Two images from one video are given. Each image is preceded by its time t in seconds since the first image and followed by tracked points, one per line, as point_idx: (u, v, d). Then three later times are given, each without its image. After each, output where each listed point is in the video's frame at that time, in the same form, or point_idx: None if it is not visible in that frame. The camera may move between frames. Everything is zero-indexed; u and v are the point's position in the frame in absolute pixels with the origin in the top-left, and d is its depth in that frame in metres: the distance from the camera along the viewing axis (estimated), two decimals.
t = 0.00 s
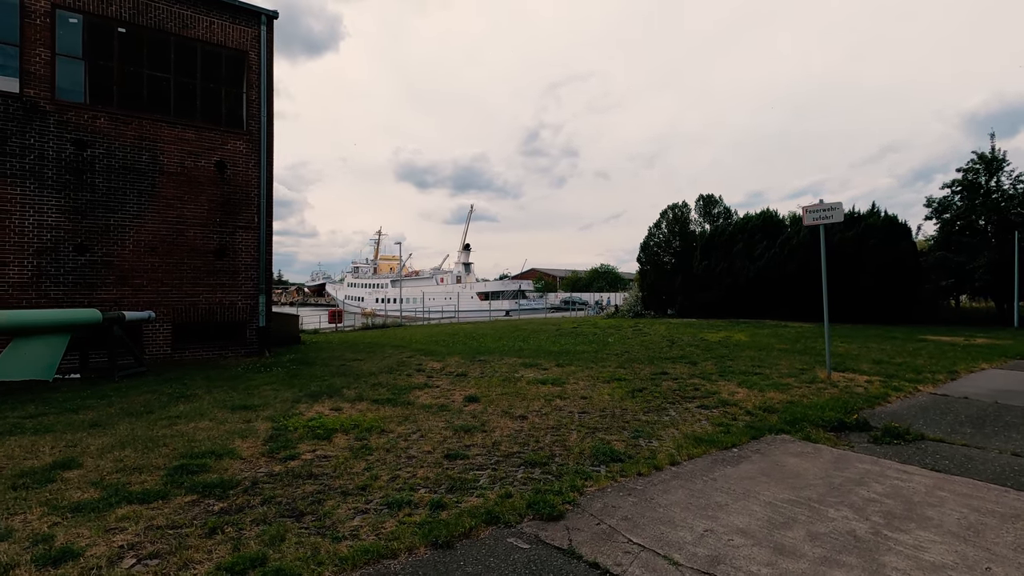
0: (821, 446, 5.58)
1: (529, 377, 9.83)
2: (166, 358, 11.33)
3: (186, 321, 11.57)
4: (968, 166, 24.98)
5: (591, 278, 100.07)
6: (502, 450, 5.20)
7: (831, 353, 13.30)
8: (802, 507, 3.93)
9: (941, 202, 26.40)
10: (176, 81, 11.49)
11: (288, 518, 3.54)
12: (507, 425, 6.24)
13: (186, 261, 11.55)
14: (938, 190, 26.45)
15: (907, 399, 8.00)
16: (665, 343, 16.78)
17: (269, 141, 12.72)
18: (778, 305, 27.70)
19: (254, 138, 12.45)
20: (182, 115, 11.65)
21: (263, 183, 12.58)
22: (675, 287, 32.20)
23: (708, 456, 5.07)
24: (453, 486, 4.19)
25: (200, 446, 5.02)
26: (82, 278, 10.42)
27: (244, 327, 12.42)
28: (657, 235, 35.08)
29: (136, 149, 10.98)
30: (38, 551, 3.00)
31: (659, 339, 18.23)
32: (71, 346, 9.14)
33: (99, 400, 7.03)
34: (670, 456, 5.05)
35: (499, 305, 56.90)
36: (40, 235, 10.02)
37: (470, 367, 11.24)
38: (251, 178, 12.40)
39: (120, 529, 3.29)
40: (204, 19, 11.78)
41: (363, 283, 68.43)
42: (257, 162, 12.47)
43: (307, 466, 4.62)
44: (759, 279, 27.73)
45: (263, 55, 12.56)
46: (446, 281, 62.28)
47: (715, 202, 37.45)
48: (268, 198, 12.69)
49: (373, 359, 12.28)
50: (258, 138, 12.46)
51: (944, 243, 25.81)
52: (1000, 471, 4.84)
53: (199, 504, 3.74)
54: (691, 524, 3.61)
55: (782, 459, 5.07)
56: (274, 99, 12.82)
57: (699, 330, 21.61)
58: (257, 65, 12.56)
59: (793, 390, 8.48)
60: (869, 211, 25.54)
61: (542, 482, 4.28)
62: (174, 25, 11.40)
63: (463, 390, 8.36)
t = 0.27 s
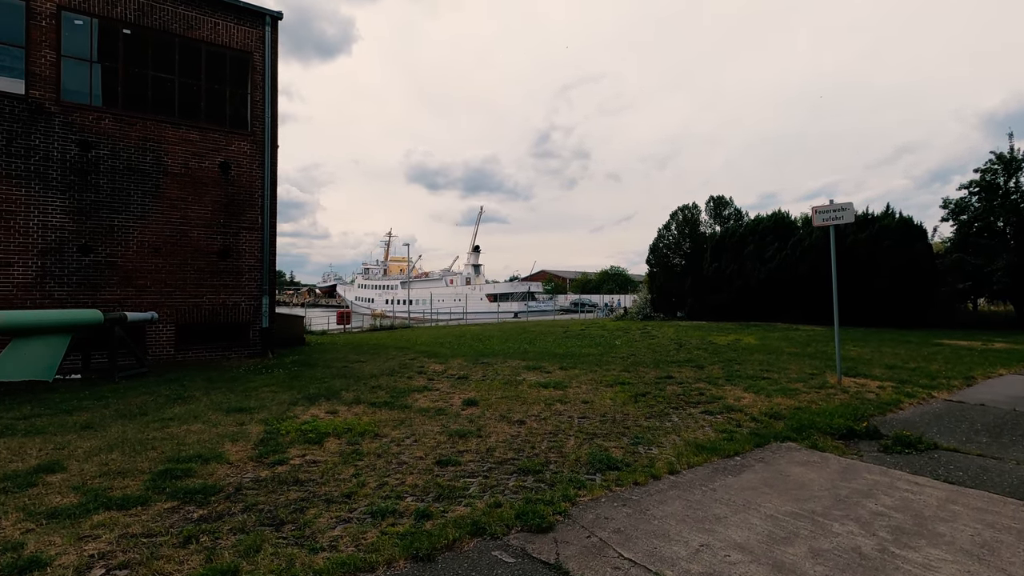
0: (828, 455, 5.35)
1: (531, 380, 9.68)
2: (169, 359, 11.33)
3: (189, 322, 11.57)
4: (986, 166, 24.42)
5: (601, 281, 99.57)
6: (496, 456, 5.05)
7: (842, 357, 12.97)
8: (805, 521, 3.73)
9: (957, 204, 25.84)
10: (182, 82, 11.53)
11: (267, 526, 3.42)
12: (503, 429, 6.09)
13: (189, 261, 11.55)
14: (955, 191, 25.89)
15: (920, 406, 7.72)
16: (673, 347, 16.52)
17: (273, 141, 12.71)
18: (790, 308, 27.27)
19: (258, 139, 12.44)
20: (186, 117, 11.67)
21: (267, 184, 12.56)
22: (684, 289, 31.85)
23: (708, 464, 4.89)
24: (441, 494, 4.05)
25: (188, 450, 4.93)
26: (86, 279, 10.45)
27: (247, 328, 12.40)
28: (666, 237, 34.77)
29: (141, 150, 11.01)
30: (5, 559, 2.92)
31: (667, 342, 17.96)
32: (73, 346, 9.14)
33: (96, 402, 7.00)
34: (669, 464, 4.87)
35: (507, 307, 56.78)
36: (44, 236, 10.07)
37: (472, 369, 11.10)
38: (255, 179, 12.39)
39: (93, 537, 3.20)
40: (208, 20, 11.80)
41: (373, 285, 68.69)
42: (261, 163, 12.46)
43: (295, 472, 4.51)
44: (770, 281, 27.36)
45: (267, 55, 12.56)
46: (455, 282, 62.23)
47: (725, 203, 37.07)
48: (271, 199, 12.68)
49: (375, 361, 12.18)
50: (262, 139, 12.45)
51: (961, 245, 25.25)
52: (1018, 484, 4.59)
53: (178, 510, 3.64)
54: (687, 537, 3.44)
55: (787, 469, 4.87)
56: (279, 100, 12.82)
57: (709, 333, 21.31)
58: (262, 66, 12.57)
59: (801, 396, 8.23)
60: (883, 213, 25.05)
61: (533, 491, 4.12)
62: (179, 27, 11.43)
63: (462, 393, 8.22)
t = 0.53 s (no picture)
0: (825, 463, 5.17)
1: (526, 383, 9.52)
2: (165, 359, 11.28)
3: (185, 321, 11.52)
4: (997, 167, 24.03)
5: (607, 282, 99.17)
6: (480, 461, 4.91)
7: (847, 361, 12.71)
8: (796, 533, 3.57)
9: (968, 206, 25.42)
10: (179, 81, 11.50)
11: (233, 535, 3.30)
12: (491, 433, 5.94)
13: (186, 261, 11.51)
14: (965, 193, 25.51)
15: (925, 412, 7.49)
16: (675, 349, 16.31)
17: (271, 141, 12.66)
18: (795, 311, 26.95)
19: (255, 138, 12.40)
20: (184, 116, 11.64)
21: (265, 184, 12.52)
22: (689, 291, 31.57)
23: (699, 472, 4.72)
24: (418, 501, 3.92)
25: (166, 453, 4.82)
26: (82, 278, 10.42)
27: (244, 328, 12.35)
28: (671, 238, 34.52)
29: (137, 149, 10.98)
30: None
31: (669, 345, 17.73)
32: (66, 345, 9.13)
33: (82, 402, 6.92)
34: (659, 471, 4.71)
35: (512, 308, 56.63)
36: (40, 235, 10.04)
37: (468, 371, 10.95)
38: (253, 179, 12.35)
39: (51, 544, 3.09)
40: (206, 19, 11.77)
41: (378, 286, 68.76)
42: (258, 162, 12.42)
43: (272, 476, 4.39)
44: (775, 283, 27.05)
45: (265, 54, 12.52)
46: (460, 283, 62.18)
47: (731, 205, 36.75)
48: (269, 199, 12.63)
49: (372, 362, 12.07)
50: (259, 138, 12.41)
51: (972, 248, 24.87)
52: None
53: (145, 516, 3.53)
54: (669, 550, 3.29)
55: (781, 477, 4.70)
56: (277, 99, 12.78)
57: (712, 336, 21.05)
58: (260, 65, 12.53)
59: (801, 401, 8.02)
60: (891, 214, 24.70)
61: (514, 498, 3.98)
62: (177, 25, 11.41)
63: (455, 396, 8.08)
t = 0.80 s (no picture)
0: (819, 470, 5.01)
1: (520, 386, 9.38)
2: (158, 361, 11.20)
3: (178, 323, 11.44)
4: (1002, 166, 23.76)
5: (610, 283, 98.91)
6: (462, 468, 4.77)
7: (848, 364, 12.51)
8: (783, 546, 3.43)
9: (973, 206, 25.10)
10: (172, 80, 11.44)
11: (196, 547, 3.18)
12: (477, 438, 5.81)
13: (178, 262, 11.44)
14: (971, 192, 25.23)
15: (925, 417, 7.31)
16: (674, 351, 16.13)
17: (265, 141, 12.60)
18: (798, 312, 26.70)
19: (249, 139, 12.34)
20: (177, 116, 11.57)
21: (259, 184, 12.44)
22: (690, 292, 31.35)
23: (687, 481, 4.57)
24: (393, 510, 3.79)
25: (141, 459, 4.71)
26: (74, 279, 10.36)
27: (238, 330, 12.27)
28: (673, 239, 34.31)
29: (130, 150, 10.92)
30: None
31: (668, 346, 17.56)
32: (55, 348, 9.07)
33: (67, 405, 6.83)
34: (645, 479, 4.56)
35: (514, 309, 56.49)
36: (31, 236, 9.98)
37: (463, 374, 10.83)
38: (247, 179, 12.28)
39: (6, 557, 2.98)
40: (200, 19, 11.72)
41: (381, 287, 68.79)
42: (252, 162, 12.35)
43: (248, 483, 4.28)
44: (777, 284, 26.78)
45: (260, 54, 12.47)
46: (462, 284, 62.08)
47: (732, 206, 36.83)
48: (263, 199, 12.55)
49: (366, 364, 11.95)
50: (253, 139, 12.35)
51: (977, 248, 24.59)
52: None
53: (108, 526, 3.43)
54: (650, 565, 3.15)
55: (773, 486, 4.55)
56: (272, 99, 12.71)
57: (713, 337, 20.86)
58: (254, 65, 12.48)
59: (799, 405, 7.85)
60: (895, 214, 24.44)
61: (493, 508, 3.85)
62: (170, 25, 11.36)
63: (445, 399, 7.96)
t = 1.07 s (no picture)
0: (814, 476, 4.85)
1: (514, 388, 9.25)
2: (152, 362, 11.14)
3: (173, 324, 11.38)
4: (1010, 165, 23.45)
5: (614, 283, 98.59)
6: (446, 473, 4.65)
7: (851, 366, 12.31)
8: (770, 557, 3.29)
9: (980, 205, 24.90)
10: (167, 80, 11.40)
11: (160, 556, 3.08)
12: (464, 442, 5.69)
13: (173, 263, 11.38)
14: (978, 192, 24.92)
15: (926, 421, 7.14)
16: (675, 352, 15.96)
17: (261, 141, 12.55)
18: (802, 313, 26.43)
19: (245, 139, 12.29)
20: (172, 116, 11.52)
21: (254, 184, 12.38)
22: (693, 293, 31.10)
23: (676, 487, 4.44)
24: (368, 517, 3.67)
25: (118, 463, 4.61)
26: (67, 280, 10.31)
27: (233, 331, 12.20)
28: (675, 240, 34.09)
29: (124, 150, 10.87)
30: None
31: (669, 348, 17.38)
32: (47, 350, 9.02)
33: (53, 407, 6.76)
34: (633, 485, 4.43)
35: (517, 310, 56.36)
36: (24, 236, 9.93)
37: (458, 375, 10.71)
38: (242, 179, 12.22)
39: None
40: (195, 18, 11.69)
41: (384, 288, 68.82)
42: (248, 162, 12.30)
43: (224, 488, 4.18)
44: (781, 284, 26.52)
45: (255, 53, 12.44)
46: (465, 284, 61.99)
47: (735, 206, 36.64)
48: (259, 200, 12.50)
49: (361, 366, 11.85)
50: (249, 138, 12.30)
51: (984, 248, 24.28)
52: None
53: (73, 534, 3.33)
54: None
55: (765, 492, 4.40)
56: (267, 98, 12.67)
57: (715, 338, 20.64)
58: (250, 64, 12.44)
59: (797, 408, 7.68)
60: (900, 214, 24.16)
61: (472, 515, 3.73)
62: (164, 24, 11.33)
63: (437, 401, 7.84)
